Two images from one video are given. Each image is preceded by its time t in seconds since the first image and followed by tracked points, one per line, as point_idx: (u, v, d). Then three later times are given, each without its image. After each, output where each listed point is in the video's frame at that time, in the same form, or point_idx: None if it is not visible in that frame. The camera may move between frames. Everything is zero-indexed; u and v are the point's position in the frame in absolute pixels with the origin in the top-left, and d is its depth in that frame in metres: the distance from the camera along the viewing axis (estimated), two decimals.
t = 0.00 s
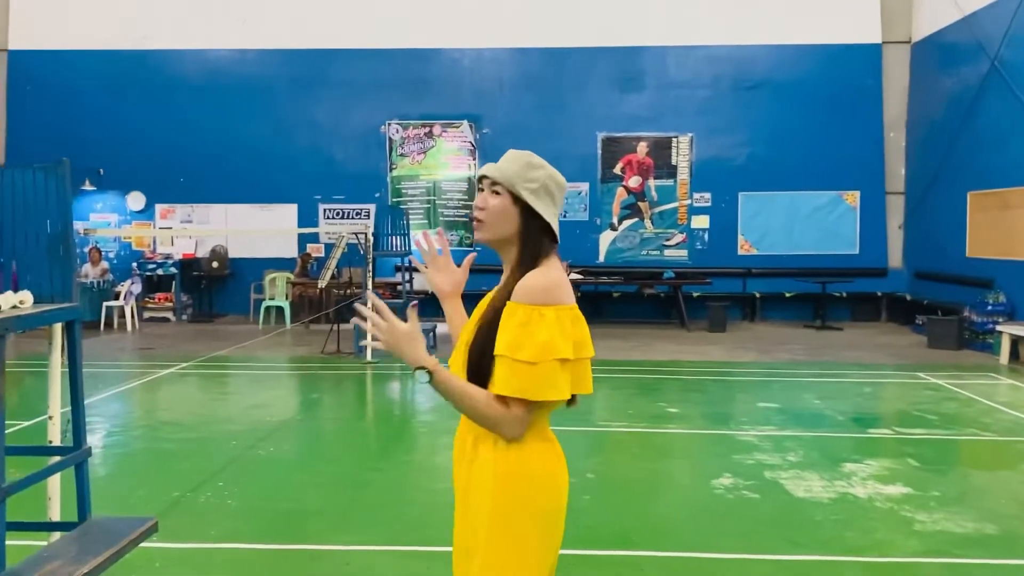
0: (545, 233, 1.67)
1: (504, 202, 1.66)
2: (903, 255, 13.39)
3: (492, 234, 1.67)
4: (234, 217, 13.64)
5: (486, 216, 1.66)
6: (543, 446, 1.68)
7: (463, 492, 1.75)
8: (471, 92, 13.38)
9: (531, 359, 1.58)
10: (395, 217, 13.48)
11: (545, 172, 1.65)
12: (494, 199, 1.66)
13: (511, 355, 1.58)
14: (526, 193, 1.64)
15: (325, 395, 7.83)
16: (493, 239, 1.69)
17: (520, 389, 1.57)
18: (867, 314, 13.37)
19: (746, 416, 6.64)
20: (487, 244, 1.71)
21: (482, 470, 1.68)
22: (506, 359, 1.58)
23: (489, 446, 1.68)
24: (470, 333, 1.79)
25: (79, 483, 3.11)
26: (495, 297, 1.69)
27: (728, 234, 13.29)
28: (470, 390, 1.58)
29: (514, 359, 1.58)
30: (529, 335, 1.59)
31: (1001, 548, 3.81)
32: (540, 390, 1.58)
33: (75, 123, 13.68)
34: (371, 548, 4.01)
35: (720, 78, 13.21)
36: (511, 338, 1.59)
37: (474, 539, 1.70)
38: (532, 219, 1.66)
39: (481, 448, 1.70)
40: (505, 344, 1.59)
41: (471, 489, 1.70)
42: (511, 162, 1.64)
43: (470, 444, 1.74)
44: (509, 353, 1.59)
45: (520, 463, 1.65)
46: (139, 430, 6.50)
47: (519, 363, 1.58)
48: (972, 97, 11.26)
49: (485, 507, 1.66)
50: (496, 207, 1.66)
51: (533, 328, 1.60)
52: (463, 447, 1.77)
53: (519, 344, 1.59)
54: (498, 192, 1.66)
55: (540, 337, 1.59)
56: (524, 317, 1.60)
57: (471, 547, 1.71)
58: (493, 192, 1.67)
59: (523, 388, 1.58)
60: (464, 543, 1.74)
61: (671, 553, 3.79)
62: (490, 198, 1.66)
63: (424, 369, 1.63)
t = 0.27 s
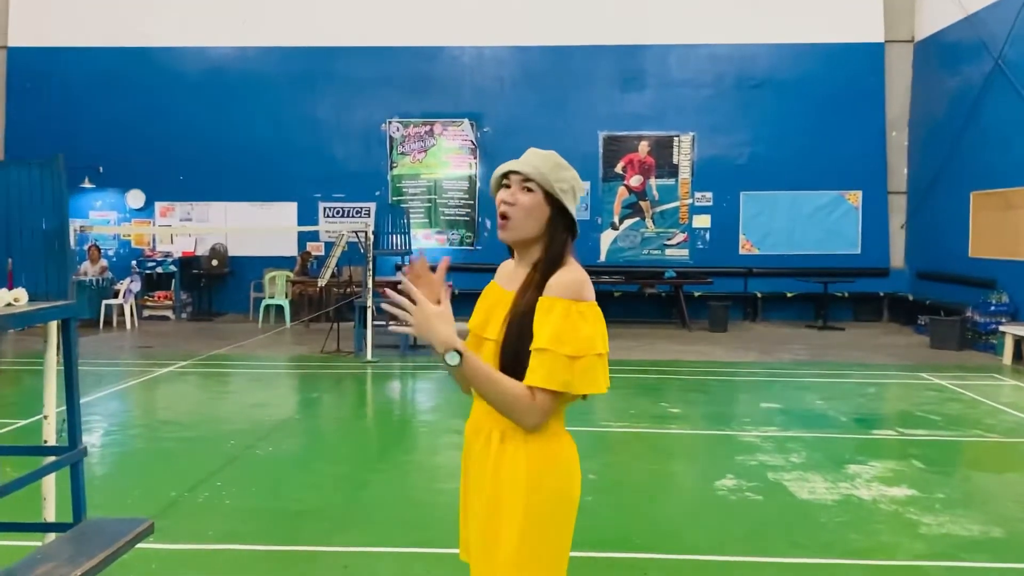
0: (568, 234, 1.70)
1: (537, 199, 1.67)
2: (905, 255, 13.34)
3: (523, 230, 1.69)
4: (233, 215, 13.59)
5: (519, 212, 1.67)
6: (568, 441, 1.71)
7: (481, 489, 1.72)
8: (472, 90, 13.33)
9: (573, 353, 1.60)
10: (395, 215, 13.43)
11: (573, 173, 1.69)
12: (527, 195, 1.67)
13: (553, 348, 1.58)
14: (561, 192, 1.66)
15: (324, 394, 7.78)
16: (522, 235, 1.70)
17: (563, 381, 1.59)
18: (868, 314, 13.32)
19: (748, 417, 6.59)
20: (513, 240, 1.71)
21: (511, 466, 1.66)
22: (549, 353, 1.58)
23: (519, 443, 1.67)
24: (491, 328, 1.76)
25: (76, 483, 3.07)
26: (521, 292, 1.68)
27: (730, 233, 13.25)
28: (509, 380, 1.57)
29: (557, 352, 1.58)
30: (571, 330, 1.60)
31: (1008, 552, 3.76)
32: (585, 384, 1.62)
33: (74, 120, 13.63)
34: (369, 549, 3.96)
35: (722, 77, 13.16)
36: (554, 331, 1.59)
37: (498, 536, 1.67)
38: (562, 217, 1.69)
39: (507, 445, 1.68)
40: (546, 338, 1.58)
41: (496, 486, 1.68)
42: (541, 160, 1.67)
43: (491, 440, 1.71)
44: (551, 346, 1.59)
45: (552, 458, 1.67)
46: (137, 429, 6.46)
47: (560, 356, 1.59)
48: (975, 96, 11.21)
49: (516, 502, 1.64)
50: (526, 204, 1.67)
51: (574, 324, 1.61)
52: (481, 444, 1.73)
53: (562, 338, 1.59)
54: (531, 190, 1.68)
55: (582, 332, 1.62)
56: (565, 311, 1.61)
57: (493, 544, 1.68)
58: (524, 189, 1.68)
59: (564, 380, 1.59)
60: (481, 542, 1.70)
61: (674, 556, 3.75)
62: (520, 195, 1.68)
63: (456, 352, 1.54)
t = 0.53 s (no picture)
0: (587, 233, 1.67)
1: (563, 194, 1.63)
2: (903, 255, 13.32)
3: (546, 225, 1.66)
4: (228, 214, 13.52)
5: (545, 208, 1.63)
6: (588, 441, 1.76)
7: (506, 490, 1.69)
8: (469, 89, 13.27)
9: (598, 334, 1.55)
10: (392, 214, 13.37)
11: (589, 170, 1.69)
12: (553, 189, 1.63)
13: (576, 326, 1.52)
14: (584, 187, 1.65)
15: (320, 395, 7.72)
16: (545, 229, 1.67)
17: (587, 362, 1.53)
18: (866, 314, 13.30)
19: (747, 418, 6.55)
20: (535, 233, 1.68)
21: (542, 464, 1.67)
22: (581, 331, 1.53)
23: (547, 440, 1.68)
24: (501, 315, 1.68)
25: (65, 488, 3.00)
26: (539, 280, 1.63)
27: (727, 233, 13.21)
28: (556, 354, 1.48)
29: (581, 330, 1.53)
30: (594, 309, 1.55)
31: (1012, 557, 3.71)
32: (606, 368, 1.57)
33: (68, 118, 13.54)
34: (364, 555, 3.89)
35: (720, 77, 13.12)
36: (578, 307, 1.54)
37: (528, 537, 1.65)
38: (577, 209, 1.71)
39: (531, 443, 1.68)
40: (579, 315, 1.53)
41: (525, 485, 1.66)
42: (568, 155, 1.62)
43: (515, 440, 1.69)
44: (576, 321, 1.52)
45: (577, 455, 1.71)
46: (131, 430, 6.41)
47: (581, 333, 1.53)
48: (973, 96, 11.17)
49: (549, 501, 1.66)
50: (553, 197, 1.61)
51: (597, 304, 1.57)
52: (502, 443, 1.70)
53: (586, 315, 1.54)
54: (558, 183, 1.63)
55: (604, 314, 1.57)
56: (590, 294, 1.57)
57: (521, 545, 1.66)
58: (550, 182, 1.63)
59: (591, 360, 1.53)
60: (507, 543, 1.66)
61: (674, 561, 3.68)
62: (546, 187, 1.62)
63: (537, 289, 1.40)
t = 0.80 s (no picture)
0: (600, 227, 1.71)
1: (570, 201, 1.65)
2: (897, 255, 13.32)
3: (557, 234, 1.67)
4: (219, 213, 13.40)
5: (555, 219, 1.65)
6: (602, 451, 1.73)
7: (521, 499, 1.64)
8: (462, 87, 13.19)
9: (633, 353, 1.65)
10: (384, 214, 13.28)
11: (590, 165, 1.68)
12: (560, 199, 1.64)
13: (613, 348, 1.61)
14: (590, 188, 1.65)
15: (312, 396, 7.62)
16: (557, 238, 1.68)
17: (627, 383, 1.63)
18: (860, 314, 13.28)
19: (743, 419, 6.50)
20: (548, 243, 1.69)
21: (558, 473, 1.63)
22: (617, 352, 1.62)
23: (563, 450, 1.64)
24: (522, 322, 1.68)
25: (50, 495, 2.91)
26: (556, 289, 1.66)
27: (721, 233, 13.17)
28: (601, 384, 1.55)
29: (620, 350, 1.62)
30: (629, 330, 1.65)
31: (1017, 563, 3.66)
32: (644, 382, 1.65)
33: (56, 116, 13.39)
34: (357, 562, 3.81)
35: (714, 76, 13.08)
36: (614, 327, 1.62)
37: (543, 548, 1.62)
38: (589, 210, 1.69)
39: (548, 453, 1.64)
40: (611, 337, 1.61)
41: (541, 495, 1.62)
42: (565, 160, 1.64)
43: (530, 449, 1.65)
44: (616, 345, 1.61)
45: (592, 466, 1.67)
46: (119, 432, 6.31)
47: (622, 357, 1.63)
48: (968, 96, 11.15)
49: (565, 511, 1.62)
50: (561, 208, 1.65)
51: (632, 324, 1.67)
52: (517, 451, 1.66)
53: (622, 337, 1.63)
54: (563, 192, 1.65)
55: (639, 333, 1.67)
56: (623, 313, 1.65)
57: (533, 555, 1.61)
58: (555, 191, 1.65)
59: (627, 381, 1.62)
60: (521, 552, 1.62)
61: (674, 568, 3.61)
62: (552, 199, 1.64)
63: (578, 334, 1.44)
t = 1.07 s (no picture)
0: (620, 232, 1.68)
1: (587, 208, 1.63)
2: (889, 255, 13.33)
3: (575, 241, 1.66)
4: (209, 214, 13.29)
5: (571, 227, 1.64)
6: (616, 462, 1.66)
7: (528, 503, 1.60)
8: (454, 87, 13.12)
9: (651, 360, 1.59)
10: (376, 214, 13.20)
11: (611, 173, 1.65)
12: (576, 207, 1.63)
13: (631, 356, 1.57)
14: (607, 196, 1.62)
15: (303, 399, 7.55)
16: (575, 246, 1.67)
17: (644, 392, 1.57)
18: (853, 314, 13.29)
19: (739, 422, 6.45)
20: (566, 250, 1.68)
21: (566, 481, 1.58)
22: (635, 361, 1.58)
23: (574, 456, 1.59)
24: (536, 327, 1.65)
25: (36, 504, 2.83)
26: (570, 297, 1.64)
27: (714, 234, 13.15)
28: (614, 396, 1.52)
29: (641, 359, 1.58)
30: (647, 336, 1.60)
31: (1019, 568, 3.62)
32: (666, 390, 1.60)
33: (43, 115, 13.25)
34: (351, 570, 3.73)
35: (707, 76, 13.05)
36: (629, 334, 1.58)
37: (549, 557, 1.56)
38: (608, 219, 1.67)
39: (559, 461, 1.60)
40: (628, 344, 1.57)
41: (547, 501, 1.58)
42: (581, 167, 1.62)
43: (541, 455, 1.61)
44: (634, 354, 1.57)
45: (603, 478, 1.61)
46: (108, 437, 6.22)
47: (636, 363, 1.58)
48: (961, 96, 11.15)
49: (571, 519, 1.57)
50: (578, 215, 1.63)
51: (648, 328, 1.61)
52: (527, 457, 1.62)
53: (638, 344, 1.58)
54: (580, 200, 1.63)
55: (657, 338, 1.61)
56: (639, 319, 1.60)
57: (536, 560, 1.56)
58: (572, 200, 1.63)
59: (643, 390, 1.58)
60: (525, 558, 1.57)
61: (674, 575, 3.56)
62: (568, 208, 1.63)
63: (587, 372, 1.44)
